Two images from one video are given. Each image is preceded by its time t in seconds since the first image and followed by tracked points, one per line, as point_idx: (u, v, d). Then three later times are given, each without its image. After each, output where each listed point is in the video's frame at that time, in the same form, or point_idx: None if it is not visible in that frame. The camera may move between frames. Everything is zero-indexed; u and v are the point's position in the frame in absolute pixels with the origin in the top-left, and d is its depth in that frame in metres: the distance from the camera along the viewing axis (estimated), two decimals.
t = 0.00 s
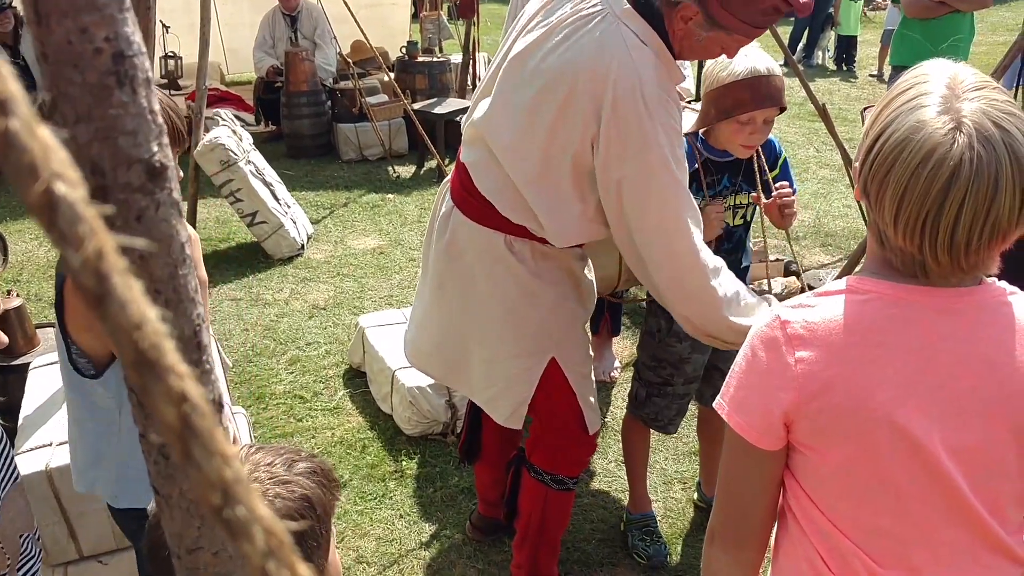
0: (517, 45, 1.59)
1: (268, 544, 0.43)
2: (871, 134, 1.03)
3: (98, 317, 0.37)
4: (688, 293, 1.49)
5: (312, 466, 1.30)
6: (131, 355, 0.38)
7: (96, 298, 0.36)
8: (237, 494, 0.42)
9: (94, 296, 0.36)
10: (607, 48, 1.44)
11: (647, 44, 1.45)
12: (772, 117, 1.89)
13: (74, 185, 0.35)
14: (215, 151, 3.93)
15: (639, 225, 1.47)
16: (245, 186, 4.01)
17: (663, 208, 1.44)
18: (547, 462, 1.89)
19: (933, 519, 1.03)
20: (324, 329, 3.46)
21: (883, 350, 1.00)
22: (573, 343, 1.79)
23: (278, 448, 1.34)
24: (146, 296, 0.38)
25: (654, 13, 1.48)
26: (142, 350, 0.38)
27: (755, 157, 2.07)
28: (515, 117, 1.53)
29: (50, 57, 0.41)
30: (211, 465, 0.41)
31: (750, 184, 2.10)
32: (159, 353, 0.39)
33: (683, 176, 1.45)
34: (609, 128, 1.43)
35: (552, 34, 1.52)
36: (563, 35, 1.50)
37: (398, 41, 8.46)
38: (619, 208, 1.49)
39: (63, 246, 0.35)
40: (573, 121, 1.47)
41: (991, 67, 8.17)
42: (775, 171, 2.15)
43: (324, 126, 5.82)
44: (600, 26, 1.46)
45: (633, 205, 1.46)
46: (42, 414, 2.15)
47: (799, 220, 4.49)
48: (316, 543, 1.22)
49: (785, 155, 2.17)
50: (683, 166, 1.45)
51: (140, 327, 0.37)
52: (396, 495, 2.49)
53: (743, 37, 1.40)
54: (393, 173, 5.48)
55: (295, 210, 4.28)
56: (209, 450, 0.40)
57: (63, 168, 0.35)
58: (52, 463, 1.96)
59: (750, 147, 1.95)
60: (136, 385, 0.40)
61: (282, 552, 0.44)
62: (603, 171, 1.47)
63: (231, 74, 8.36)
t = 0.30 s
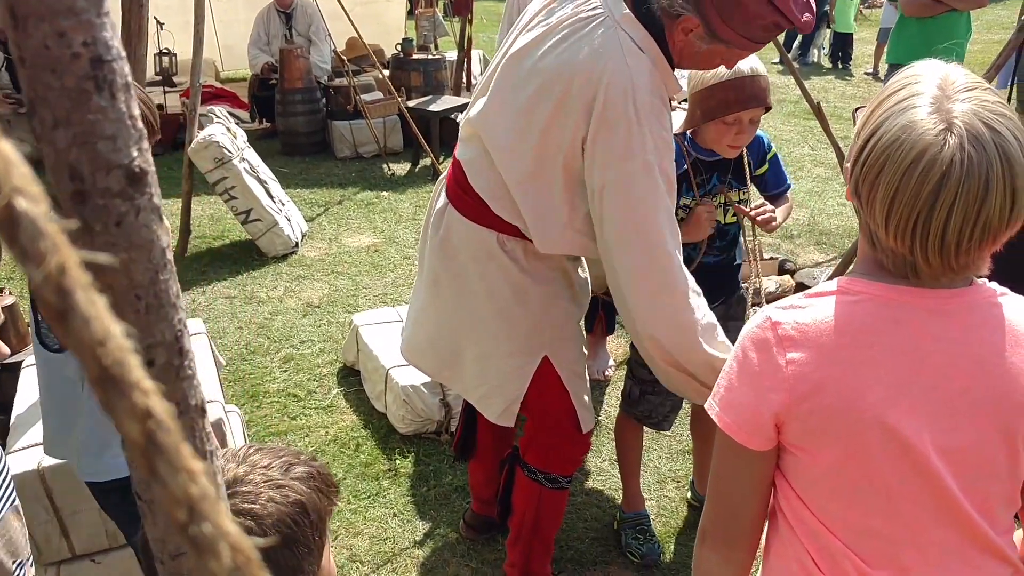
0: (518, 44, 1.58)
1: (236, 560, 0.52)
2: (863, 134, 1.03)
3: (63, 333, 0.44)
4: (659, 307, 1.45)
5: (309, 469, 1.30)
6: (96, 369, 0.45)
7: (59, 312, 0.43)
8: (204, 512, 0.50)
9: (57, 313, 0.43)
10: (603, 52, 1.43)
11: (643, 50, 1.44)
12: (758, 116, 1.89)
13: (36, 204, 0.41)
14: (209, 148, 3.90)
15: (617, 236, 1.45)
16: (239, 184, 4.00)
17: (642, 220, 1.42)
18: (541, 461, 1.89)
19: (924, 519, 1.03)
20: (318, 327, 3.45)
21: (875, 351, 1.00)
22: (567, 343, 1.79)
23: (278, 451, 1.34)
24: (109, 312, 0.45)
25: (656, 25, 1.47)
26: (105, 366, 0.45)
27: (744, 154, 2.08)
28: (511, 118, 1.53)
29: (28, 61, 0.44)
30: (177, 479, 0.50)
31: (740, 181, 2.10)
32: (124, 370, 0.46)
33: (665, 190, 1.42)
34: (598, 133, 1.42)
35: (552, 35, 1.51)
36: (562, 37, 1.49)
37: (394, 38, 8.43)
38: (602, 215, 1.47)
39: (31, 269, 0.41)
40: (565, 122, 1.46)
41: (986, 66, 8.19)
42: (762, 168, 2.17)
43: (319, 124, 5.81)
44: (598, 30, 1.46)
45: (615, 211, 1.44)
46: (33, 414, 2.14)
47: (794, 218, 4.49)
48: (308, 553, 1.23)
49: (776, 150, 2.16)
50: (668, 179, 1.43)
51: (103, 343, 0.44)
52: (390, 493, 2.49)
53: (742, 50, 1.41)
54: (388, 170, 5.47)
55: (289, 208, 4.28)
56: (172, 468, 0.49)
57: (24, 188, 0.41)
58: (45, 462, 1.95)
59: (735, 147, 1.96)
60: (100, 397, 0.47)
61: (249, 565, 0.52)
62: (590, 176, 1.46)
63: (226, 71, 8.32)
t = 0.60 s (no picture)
0: (513, 48, 1.59)
1: None
2: (848, 138, 1.04)
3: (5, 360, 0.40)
4: (647, 318, 1.43)
5: (301, 474, 1.29)
6: (40, 401, 0.41)
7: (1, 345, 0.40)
8: (150, 536, 0.45)
9: None
10: (599, 58, 1.44)
11: (639, 58, 1.44)
12: (751, 118, 1.88)
13: None
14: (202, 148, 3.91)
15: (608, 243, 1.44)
16: (233, 182, 4.00)
17: (634, 227, 1.41)
18: (534, 462, 1.89)
19: (909, 522, 1.03)
20: (312, 326, 3.45)
21: (858, 354, 1.01)
22: (560, 344, 1.79)
23: (272, 454, 1.34)
24: (56, 342, 0.41)
25: (654, 37, 1.47)
26: (49, 398, 0.41)
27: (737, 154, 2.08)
28: (504, 121, 1.53)
29: None
30: (120, 510, 0.43)
31: (733, 181, 2.10)
32: (69, 401, 0.41)
33: (657, 198, 1.41)
34: (593, 139, 1.42)
35: (548, 40, 1.51)
36: (558, 43, 1.49)
37: (388, 37, 8.42)
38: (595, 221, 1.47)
39: None
40: (560, 128, 1.46)
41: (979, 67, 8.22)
42: (757, 167, 2.17)
43: (313, 123, 5.80)
44: (594, 36, 1.46)
45: (605, 217, 1.43)
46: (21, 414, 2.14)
47: (788, 218, 4.50)
48: (296, 560, 1.22)
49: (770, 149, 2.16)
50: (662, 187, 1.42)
51: (48, 374, 0.41)
52: (382, 493, 2.49)
53: (740, 60, 1.42)
54: (382, 169, 5.47)
55: (283, 207, 4.27)
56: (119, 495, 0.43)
57: None
58: (35, 462, 1.96)
59: (729, 148, 1.96)
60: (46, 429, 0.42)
61: None
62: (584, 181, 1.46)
63: (220, 70, 8.30)
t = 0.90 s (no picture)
0: (501, 56, 1.59)
1: None
2: (827, 145, 1.05)
3: None
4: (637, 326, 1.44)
5: (279, 481, 1.30)
6: None
7: None
8: (91, 552, 0.42)
9: None
10: (589, 68, 1.45)
11: (628, 67, 1.46)
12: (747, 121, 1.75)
13: None
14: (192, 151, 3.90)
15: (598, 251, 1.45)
16: (222, 185, 3.99)
17: (624, 236, 1.42)
18: (523, 466, 1.89)
19: (889, 526, 1.04)
20: (300, 330, 3.44)
21: (836, 358, 1.01)
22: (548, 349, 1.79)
23: (250, 461, 1.34)
24: None
25: (642, 43, 1.48)
26: None
27: (726, 159, 2.09)
28: (491, 128, 1.53)
29: None
30: (63, 526, 0.41)
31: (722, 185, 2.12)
32: (12, 418, 0.39)
33: (648, 207, 1.43)
34: (583, 148, 1.43)
35: (537, 48, 1.52)
36: (548, 52, 1.50)
37: (378, 40, 8.44)
38: (585, 230, 1.48)
39: None
40: (550, 136, 1.47)
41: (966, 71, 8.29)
42: (745, 171, 2.17)
43: (303, 125, 5.79)
44: (583, 46, 1.47)
45: (596, 225, 1.44)
46: None
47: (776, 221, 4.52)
48: (273, 567, 1.23)
49: (758, 153, 2.17)
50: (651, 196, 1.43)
51: None
52: (370, 497, 2.49)
53: (728, 66, 1.43)
54: (372, 172, 5.47)
55: (273, 210, 4.27)
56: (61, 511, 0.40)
57: None
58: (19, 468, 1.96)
59: (719, 152, 1.96)
60: None
61: None
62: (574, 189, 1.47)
63: (209, 73, 8.28)
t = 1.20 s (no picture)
0: (484, 67, 1.58)
1: None
2: (795, 147, 1.06)
3: None
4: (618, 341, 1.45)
5: (248, 489, 1.29)
6: None
7: None
8: None
9: None
10: (574, 86, 1.45)
11: (614, 86, 1.46)
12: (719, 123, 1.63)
13: None
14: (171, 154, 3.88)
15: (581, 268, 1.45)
16: (203, 190, 3.96)
17: (608, 254, 1.42)
18: (505, 471, 1.88)
19: (856, 527, 1.05)
20: (282, 333, 3.43)
21: (803, 360, 1.02)
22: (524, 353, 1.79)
23: (218, 469, 1.33)
24: None
25: (629, 66, 1.49)
26: None
27: (700, 161, 2.10)
28: (475, 138, 1.53)
29: None
30: None
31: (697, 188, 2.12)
32: None
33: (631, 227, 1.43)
34: (567, 166, 1.44)
35: (522, 63, 1.52)
36: (533, 68, 1.50)
37: (363, 43, 8.42)
38: (568, 247, 1.48)
39: None
40: (534, 152, 1.47)
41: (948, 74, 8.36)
42: (719, 172, 2.16)
43: (285, 128, 5.77)
44: (569, 63, 1.47)
45: (579, 241, 1.44)
46: None
47: (758, 224, 4.55)
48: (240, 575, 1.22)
49: (732, 155, 2.17)
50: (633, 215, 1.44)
51: None
52: (351, 502, 2.48)
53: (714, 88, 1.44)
54: (354, 175, 5.45)
55: (254, 214, 4.25)
56: None
57: None
58: None
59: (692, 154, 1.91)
60: None
61: None
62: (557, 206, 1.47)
63: (192, 75, 8.24)
